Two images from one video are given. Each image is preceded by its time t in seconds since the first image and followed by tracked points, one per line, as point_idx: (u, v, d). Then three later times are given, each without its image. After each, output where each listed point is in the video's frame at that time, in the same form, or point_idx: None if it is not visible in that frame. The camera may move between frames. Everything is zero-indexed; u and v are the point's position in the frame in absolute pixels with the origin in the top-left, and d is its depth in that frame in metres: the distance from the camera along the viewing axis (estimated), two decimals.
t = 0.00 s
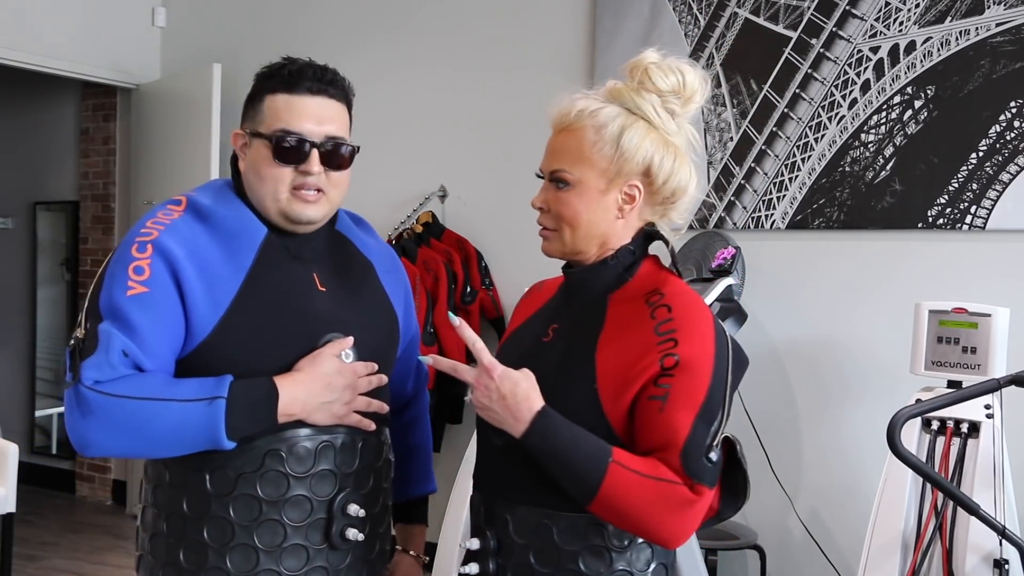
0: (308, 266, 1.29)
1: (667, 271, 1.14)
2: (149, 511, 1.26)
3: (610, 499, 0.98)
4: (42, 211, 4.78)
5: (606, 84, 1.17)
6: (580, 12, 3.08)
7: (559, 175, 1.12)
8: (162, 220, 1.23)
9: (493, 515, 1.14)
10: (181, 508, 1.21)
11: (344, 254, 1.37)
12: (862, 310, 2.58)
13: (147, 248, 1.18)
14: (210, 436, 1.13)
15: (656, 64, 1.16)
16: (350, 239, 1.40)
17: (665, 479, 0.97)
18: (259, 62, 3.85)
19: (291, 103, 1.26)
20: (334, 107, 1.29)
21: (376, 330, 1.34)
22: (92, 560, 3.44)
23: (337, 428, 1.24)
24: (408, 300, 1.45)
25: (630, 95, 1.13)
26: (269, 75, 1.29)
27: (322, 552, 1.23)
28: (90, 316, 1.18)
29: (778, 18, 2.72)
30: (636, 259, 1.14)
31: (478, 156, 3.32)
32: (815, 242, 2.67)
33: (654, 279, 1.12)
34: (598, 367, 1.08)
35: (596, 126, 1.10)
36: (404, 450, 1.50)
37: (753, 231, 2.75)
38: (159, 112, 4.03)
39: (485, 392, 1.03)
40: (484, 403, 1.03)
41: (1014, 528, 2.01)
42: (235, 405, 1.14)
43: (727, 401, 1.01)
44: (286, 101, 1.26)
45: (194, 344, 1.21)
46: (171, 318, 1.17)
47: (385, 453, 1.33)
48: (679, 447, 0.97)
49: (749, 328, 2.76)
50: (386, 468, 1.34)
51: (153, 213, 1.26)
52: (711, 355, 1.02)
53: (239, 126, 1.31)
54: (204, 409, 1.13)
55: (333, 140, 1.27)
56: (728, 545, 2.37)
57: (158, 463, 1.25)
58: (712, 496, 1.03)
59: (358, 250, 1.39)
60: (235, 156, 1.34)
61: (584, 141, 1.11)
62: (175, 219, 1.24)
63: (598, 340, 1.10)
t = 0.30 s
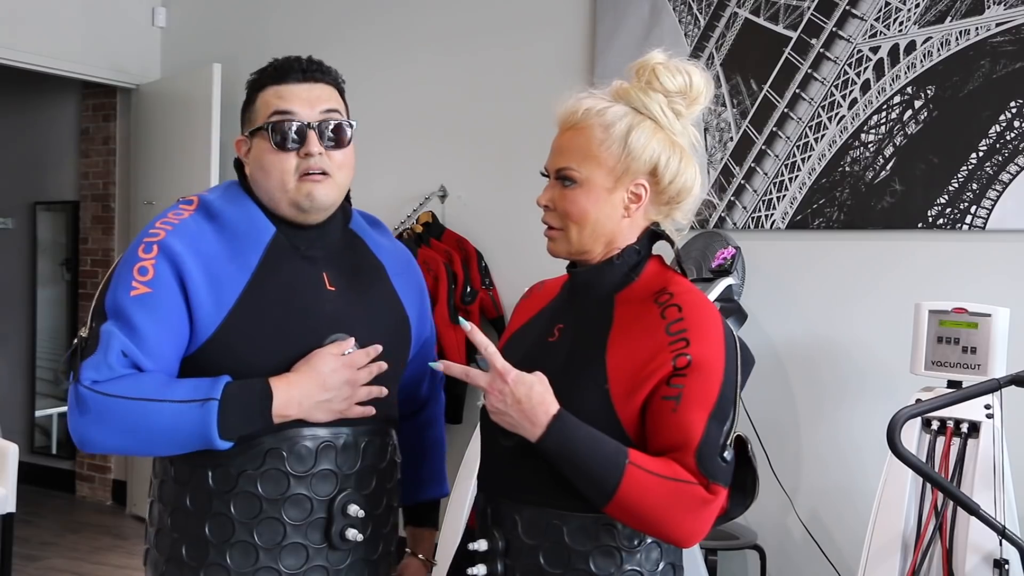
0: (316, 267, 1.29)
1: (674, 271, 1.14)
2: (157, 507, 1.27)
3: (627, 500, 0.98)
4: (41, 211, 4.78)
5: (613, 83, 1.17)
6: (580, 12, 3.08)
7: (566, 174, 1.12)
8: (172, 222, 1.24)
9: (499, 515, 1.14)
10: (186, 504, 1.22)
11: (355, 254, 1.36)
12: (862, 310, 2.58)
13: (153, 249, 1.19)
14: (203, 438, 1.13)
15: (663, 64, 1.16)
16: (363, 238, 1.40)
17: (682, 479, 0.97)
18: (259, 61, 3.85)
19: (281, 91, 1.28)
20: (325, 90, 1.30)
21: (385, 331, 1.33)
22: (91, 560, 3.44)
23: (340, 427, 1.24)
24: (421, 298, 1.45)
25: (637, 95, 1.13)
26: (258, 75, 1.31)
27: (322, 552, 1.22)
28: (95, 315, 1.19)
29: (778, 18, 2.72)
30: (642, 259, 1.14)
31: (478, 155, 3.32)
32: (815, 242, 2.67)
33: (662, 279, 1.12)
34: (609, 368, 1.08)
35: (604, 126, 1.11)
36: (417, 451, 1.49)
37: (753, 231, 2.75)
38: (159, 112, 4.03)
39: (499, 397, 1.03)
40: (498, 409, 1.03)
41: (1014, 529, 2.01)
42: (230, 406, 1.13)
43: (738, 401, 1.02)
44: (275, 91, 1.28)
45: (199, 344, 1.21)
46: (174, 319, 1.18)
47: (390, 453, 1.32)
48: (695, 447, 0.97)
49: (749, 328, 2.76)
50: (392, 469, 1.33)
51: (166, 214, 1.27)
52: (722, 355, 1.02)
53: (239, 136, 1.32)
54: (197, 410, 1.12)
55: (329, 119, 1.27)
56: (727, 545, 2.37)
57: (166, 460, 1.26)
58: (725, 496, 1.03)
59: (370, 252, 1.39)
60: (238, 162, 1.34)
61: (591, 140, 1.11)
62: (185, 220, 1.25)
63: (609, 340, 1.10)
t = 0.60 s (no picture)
0: (322, 268, 1.30)
1: (671, 272, 1.15)
2: (169, 506, 1.29)
3: (623, 500, 0.99)
4: (43, 212, 4.80)
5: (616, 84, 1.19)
6: (581, 13, 3.09)
7: (566, 170, 1.13)
8: (178, 231, 1.26)
9: (496, 515, 1.15)
10: (192, 501, 1.23)
11: (359, 255, 1.37)
12: (861, 310, 2.59)
13: (157, 259, 1.21)
14: (197, 444, 1.14)
15: (665, 66, 1.18)
16: (369, 242, 1.41)
17: (677, 480, 0.98)
18: (259, 62, 3.86)
19: (297, 106, 1.28)
20: (337, 103, 1.31)
21: (389, 332, 1.34)
22: (93, 559, 3.45)
23: (342, 427, 1.25)
24: (430, 299, 1.45)
25: (640, 96, 1.14)
26: (269, 85, 1.31)
27: (325, 549, 1.23)
28: (103, 325, 1.22)
29: (777, 19, 2.72)
30: (640, 260, 1.15)
31: (479, 156, 3.33)
32: (815, 242, 2.68)
33: (659, 281, 1.13)
34: (607, 369, 1.09)
35: (605, 124, 1.12)
36: (429, 449, 1.51)
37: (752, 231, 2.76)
38: (160, 112, 4.05)
39: (494, 398, 1.03)
40: (494, 411, 1.04)
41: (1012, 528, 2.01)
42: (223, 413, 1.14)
43: (734, 402, 1.03)
44: (290, 105, 1.28)
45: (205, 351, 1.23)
46: (177, 327, 1.19)
47: (395, 452, 1.32)
48: (691, 447, 0.98)
49: (748, 328, 2.77)
50: (398, 468, 1.33)
51: (175, 222, 1.29)
52: (719, 356, 1.03)
53: (249, 144, 1.32)
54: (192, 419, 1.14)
55: (345, 133, 1.28)
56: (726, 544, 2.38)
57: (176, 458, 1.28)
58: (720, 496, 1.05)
59: (376, 253, 1.40)
60: (247, 168, 1.35)
61: (592, 138, 1.12)
62: (190, 229, 1.26)
63: (607, 342, 1.10)
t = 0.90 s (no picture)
0: (317, 264, 1.31)
1: (659, 266, 1.14)
2: (170, 502, 1.30)
3: (577, 480, 0.99)
4: (43, 212, 4.80)
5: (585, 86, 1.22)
6: (581, 13, 3.09)
7: (537, 167, 1.15)
8: (165, 238, 1.27)
9: (491, 515, 1.15)
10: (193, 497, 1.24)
11: (350, 252, 1.37)
12: (861, 309, 2.59)
13: (144, 269, 1.22)
14: (178, 451, 1.15)
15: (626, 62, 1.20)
16: (359, 238, 1.40)
17: (635, 465, 0.98)
18: (260, 62, 3.86)
19: (324, 106, 1.31)
20: (355, 110, 1.35)
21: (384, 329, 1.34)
22: (93, 560, 3.45)
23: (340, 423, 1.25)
24: (428, 292, 1.44)
25: (602, 90, 1.17)
26: (292, 84, 1.32)
27: (325, 544, 1.23)
28: (94, 334, 1.23)
29: (777, 19, 2.72)
30: (630, 254, 1.15)
31: (478, 156, 3.33)
32: (814, 242, 2.68)
33: (647, 273, 1.13)
34: (593, 355, 1.09)
35: (568, 117, 1.15)
36: (434, 407, 1.50)
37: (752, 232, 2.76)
38: (160, 112, 4.04)
39: (462, 367, 1.06)
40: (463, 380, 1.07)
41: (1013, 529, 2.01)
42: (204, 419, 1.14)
43: (712, 395, 1.02)
44: (320, 104, 1.31)
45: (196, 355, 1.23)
46: (165, 334, 1.20)
47: (394, 448, 1.32)
48: (653, 432, 0.98)
49: (748, 328, 2.77)
50: (398, 464, 1.33)
51: (163, 229, 1.30)
52: (699, 346, 1.02)
53: (260, 136, 1.32)
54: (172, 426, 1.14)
55: (365, 138, 1.32)
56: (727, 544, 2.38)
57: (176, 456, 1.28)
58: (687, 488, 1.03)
59: (368, 250, 1.40)
60: (248, 161, 1.36)
61: (559, 132, 1.15)
62: (177, 235, 1.27)
63: (595, 332, 1.11)
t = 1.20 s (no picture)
0: (298, 263, 1.30)
1: (646, 268, 1.14)
2: (142, 509, 1.27)
3: (588, 507, 0.99)
4: (42, 211, 4.79)
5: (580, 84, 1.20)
6: (581, 12, 3.09)
7: (528, 168, 1.14)
8: (144, 233, 1.24)
9: (481, 518, 1.15)
10: (170, 505, 1.21)
11: (331, 252, 1.38)
12: (861, 309, 2.58)
13: (124, 262, 1.19)
14: (164, 456, 1.13)
15: (625, 61, 1.19)
16: (336, 237, 1.41)
17: (643, 482, 0.98)
18: (259, 61, 3.85)
19: (315, 103, 1.30)
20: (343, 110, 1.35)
21: (363, 330, 1.34)
22: (92, 560, 3.44)
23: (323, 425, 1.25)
24: (404, 291, 1.46)
25: (598, 91, 1.15)
26: (286, 78, 1.31)
27: (309, 549, 1.23)
28: (69, 330, 1.19)
29: (777, 18, 2.72)
30: (615, 257, 1.15)
31: (477, 156, 3.33)
32: (814, 242, 2.67)
33: (634, 276, 1.12)
34: (580, 368, 1.08)
35: (562, 119, 1.13)
36: (404, 412, 1.51)
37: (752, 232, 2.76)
38: (159, 111, 4.04)
39: (448, 428, 1.05)
40: (452, 440, 1.05)
41: (1014, 529, 2.01)
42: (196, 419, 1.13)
43: (708, 395, 1.02)
44: (312, 101, 1.30)
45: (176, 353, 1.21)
46: (147, 332, 1.17)
47: (374, 450, 1.33)
48: (657, 446, 0.98)
49: (749, 328, 2.77)
50: (378, 467, 1.34)
51: (140, 224, 1.27)
52: (690, 350, 1.02)
53: (246, 129, 1.30)
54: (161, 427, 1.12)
55: (350, 139, 1.33)
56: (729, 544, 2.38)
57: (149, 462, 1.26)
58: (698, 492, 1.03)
59: (347, 250, 1.40)
60: (230, 146, 1.33)
61: (552, 133, 1.13)
62: (156, 230, 1.24)
63: (581, 339, 1.10)
